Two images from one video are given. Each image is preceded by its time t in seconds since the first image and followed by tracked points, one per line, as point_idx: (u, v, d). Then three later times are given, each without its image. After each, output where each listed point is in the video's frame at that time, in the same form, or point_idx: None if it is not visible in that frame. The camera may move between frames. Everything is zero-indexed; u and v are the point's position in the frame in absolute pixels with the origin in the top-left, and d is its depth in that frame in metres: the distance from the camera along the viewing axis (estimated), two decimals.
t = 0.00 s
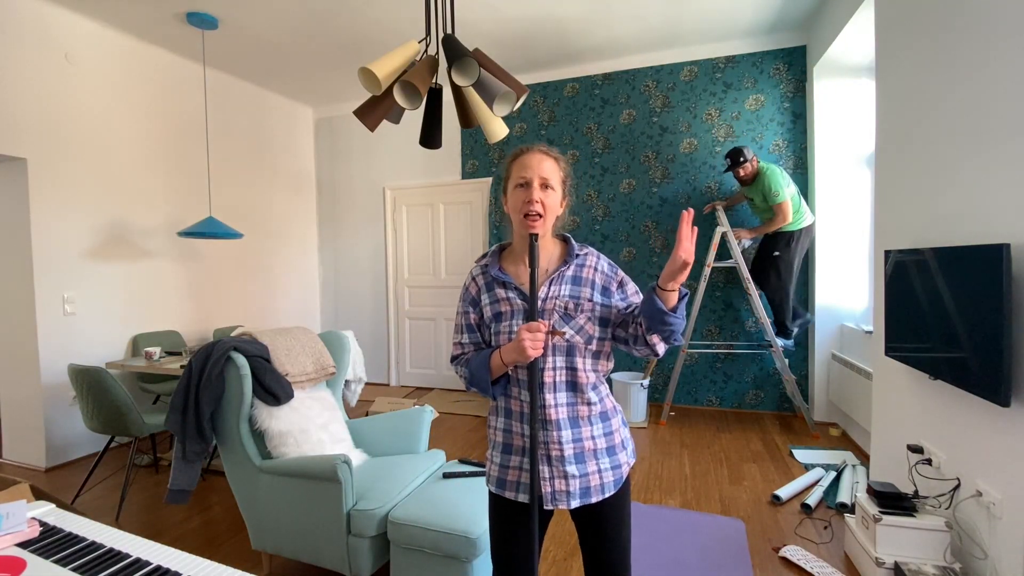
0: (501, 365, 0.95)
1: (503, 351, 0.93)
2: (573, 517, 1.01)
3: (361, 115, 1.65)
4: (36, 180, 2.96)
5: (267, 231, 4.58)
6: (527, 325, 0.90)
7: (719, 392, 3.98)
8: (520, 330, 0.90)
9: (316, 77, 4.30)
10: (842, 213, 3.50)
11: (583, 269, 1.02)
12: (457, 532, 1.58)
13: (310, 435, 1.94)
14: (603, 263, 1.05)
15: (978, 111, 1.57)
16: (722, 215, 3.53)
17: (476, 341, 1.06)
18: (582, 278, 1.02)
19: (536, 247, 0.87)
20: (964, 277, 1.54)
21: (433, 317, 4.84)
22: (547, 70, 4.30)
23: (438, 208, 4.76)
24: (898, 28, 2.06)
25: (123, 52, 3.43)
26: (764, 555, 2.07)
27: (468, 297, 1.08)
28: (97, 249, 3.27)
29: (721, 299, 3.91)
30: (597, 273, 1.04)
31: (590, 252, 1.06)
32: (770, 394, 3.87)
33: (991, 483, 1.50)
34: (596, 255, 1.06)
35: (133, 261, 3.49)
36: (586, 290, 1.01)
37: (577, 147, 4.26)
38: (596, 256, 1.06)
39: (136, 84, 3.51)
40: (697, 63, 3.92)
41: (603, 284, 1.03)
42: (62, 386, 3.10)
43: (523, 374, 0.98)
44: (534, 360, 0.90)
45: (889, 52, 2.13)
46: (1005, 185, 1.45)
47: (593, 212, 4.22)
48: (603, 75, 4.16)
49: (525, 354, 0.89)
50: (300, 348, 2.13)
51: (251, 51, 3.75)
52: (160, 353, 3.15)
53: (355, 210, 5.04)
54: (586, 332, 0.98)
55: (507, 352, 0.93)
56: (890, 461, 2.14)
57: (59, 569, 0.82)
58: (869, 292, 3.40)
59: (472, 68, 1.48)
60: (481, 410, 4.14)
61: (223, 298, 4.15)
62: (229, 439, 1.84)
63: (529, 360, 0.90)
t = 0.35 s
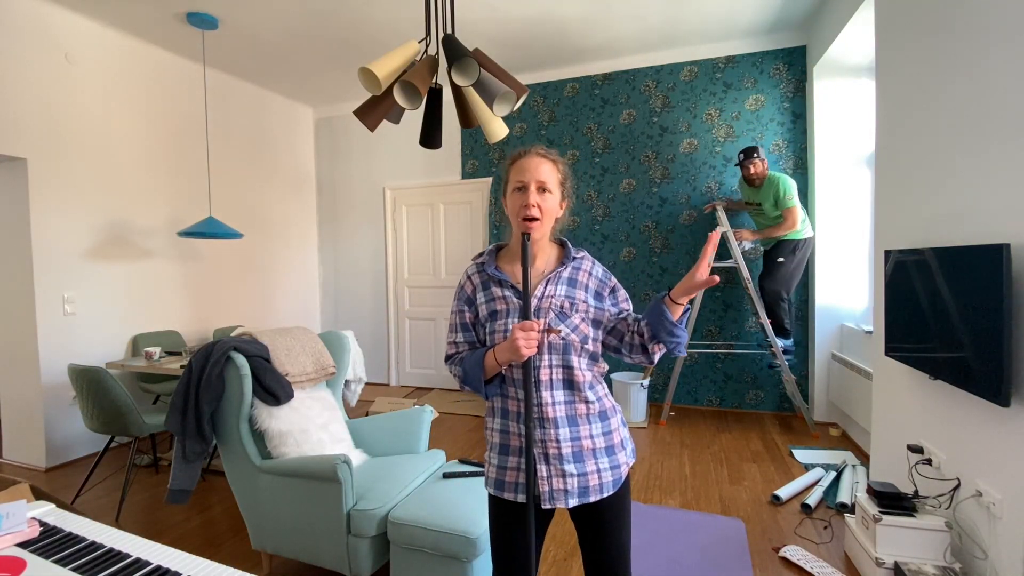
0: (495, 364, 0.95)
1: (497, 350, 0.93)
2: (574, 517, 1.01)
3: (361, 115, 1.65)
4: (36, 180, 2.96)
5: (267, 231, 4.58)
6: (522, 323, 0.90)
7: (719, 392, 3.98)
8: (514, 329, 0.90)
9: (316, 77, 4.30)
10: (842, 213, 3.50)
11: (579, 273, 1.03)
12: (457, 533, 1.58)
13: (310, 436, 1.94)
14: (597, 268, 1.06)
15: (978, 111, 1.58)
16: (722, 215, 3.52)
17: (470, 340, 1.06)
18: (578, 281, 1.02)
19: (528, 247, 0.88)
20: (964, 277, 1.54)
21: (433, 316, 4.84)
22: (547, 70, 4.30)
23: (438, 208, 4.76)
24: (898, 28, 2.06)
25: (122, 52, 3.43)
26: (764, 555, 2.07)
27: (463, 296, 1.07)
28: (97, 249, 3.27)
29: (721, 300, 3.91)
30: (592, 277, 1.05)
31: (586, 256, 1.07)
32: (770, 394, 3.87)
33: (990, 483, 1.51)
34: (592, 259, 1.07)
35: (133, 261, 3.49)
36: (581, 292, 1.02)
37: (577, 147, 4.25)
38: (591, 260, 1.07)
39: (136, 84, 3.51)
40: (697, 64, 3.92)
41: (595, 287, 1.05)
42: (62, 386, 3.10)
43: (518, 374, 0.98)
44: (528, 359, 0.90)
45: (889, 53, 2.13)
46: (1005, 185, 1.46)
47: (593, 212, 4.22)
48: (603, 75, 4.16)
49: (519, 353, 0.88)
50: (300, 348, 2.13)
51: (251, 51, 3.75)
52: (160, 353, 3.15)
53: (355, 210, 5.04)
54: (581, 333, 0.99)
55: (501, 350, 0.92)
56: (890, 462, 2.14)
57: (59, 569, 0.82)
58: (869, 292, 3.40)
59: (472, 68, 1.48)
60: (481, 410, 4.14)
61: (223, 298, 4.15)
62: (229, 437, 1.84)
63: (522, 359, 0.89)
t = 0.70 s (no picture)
0: (502, 359, 0.95)
1: (505, 346, 0.93)
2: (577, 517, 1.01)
3: (361, 115, 1.65)
4: (35, 179, 2.96)
5: (267, 231, 4.58)
6: (531, 319, 0.90)
7: (719, 393, 3.99)
8: (522, 325, 0.90)
9: (316, 77, 4.30)
10: (842, 213, 3.50)
11: (595, 278, 1.04)
12: (457, 533, 1.58)
13: (310, 436, 1.94)
14: (610, 275, 1.07)
15: (978, 111, 1.58)
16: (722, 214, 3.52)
17: (478, 335, 1.06)
18: (593, 285, 1.03)
19: (537, 242, 0.88)
20: (964, 277, 1.54)
21: (433, 316, 4.84)
22: (547, 70, 4.30)
23: (438, 208, 4.76)
24: (898, 28, 2.06)
25: (122, 52, 3.43)
26: (764, 555, 2.07)
27: (475, 290, 1.07)
28: (97, 249, 3.27)
29: (721, 300, 3.92)
30: (606, 283, 1.06)
31: (600, 262, 1.07)
32: (770, 394, 3.87)
33: (990, 483, 1.51)
34: (607, 266, 1.08)
35: (133, 261, 3.49)
36: (595, 296, 1.02)
37: (577, 147, 4.25)
38: (606, 267, 1.08)
39: (136, 84, 3.51)
40: (697, 63, 3.92)
41: (608, 293, 1.06)
42: (62, 386, 3.10)
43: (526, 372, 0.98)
44: (536, 354, 0.90)
45: (889, 52, 2.13)
46: (1005, 184, 1.45)
47: (592, 212, 4.22)
48: (603, 75, 4.16)
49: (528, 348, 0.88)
50: (300, 347, 2.13)
51: (251, 50, 3.75)
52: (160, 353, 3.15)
53: (355, 209, 5.04)
54: (595, 336, 0.99)
55: (509, 345, 0.92)
56: (890, 461, 2.14)
57: (59, 569, 0.82)
58: (869, 292, 3.40)
59: (472, 68, 1.48)
60: (481, 410, 4.14)
61: (223, 298, 4.15)
62: (229, 437, 1.84)
63: (529, 355, 0.89)
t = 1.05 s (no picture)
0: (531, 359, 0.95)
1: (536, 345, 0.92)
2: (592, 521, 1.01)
3: (361, 115, 1.65)
4: (35, 179, 2.96)
5: (267, 231, 4.58)
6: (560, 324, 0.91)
7: (719, 393, 3.99)
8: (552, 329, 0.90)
9: (316, 77, 4.30)
10: (842, 213, 3.49)
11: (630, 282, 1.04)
12: (457, 533, 1.58)
13: (310, 435, 1.96)
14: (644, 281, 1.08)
15: (978, 111, 1.58)
16: (723, 215, 3.49)
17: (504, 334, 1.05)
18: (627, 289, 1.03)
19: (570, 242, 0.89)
20: (963, 277, 1.54)
21: (433, 317, 4.84)
22: (547, 70, 4.29)
23: (438, 208, 4.76)
24: (898, 28, 2.06)
25: (123, 52, 3.43)
26: (764, 555, 2.07)
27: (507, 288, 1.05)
28: (97, 249, 3.27)
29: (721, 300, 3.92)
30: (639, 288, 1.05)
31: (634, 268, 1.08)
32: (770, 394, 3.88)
33: (990, 483, 1.51)
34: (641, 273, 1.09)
35: (133, 261, 3.49)
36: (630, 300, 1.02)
37: (577, 148, 4.25)
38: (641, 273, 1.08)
39: (136, 84, 3.51)
40: (697, 64, 3.92)
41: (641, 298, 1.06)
42: (62, 386, 3.10)
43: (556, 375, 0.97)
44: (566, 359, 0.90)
45: (889, 52, 2.13)
46: (1005, 184, 1.45)
47: (593, 212, 4.22)
48: (603, 75, 4.16)
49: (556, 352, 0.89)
50: (300, 347, 2.14)
51: (251, 50, 3.75)
52: (160, 353, 3.15)
53: (355, 210, 5.04)
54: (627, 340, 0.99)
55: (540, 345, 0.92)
56: (890, 462, 2.14)
57: (59, 569, 0.82)
58: (869, 292, 3.40)
59: (471, 68, 1.48)
60: (481, 410, 4.14)
61: (223, 298, 4.15)
62: (229, 439, 1.85)
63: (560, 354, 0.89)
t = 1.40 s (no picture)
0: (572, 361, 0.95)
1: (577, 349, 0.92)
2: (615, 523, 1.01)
3: (361, 115, 1.65)
4: (35, 180, 2.96)
5: (267, 231, 4.58)
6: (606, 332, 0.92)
7: (719, 393, 3.99)
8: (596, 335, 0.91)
9: (316, 77, 4.30)
10: (842, 213, 3.49)
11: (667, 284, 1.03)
12: (457, 533, 1.58)
13: (310, 435, 1.96)
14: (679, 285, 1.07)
15: (977, 111, 1.58)
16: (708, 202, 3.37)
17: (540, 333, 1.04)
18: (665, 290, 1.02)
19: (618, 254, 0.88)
20: (964, 277, 1.54)
21: (433, 316, 4.84)
22: (547, 70, 4.29)
23: (438, 208, 4.76)
24: (898, 27, 2.06)
25: (123, 52, 3.43)
26: (764, 555, 2.07)
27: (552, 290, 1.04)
28: (97, 249, 3.27)
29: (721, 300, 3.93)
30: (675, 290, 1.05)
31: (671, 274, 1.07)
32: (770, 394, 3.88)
33: (990, 483, 1.51)
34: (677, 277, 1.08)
35: (134, 261, 3.49)
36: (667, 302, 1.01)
37: (577, 148, 4.25)
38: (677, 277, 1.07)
39: (136, 84, 3.51)
40: (697, 64, 3.92)
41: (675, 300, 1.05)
42: (62, 385, 3.10)
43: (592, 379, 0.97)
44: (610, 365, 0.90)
45: (889, 52, 2.13)
46: (1005, 184, 1.46)
47: (593, 212, 4.22)
48: (603, 75, 4.16)
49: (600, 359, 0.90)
50: (300, 348, 2.14)
51: (251, 50, 3.75)
52: (160, 353, 3.15)
53: (355, 210, 5.04)
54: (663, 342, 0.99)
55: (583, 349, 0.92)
56: (890, 462, 2.14)
57: (59, 569, 0.82)
58: (869, 292, 3.40)
59: (471, 68, 1.48)
60: (481, 410, 4.14)
61: (222, 298, 4.15)
62: (229, 440, 1.85)
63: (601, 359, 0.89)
